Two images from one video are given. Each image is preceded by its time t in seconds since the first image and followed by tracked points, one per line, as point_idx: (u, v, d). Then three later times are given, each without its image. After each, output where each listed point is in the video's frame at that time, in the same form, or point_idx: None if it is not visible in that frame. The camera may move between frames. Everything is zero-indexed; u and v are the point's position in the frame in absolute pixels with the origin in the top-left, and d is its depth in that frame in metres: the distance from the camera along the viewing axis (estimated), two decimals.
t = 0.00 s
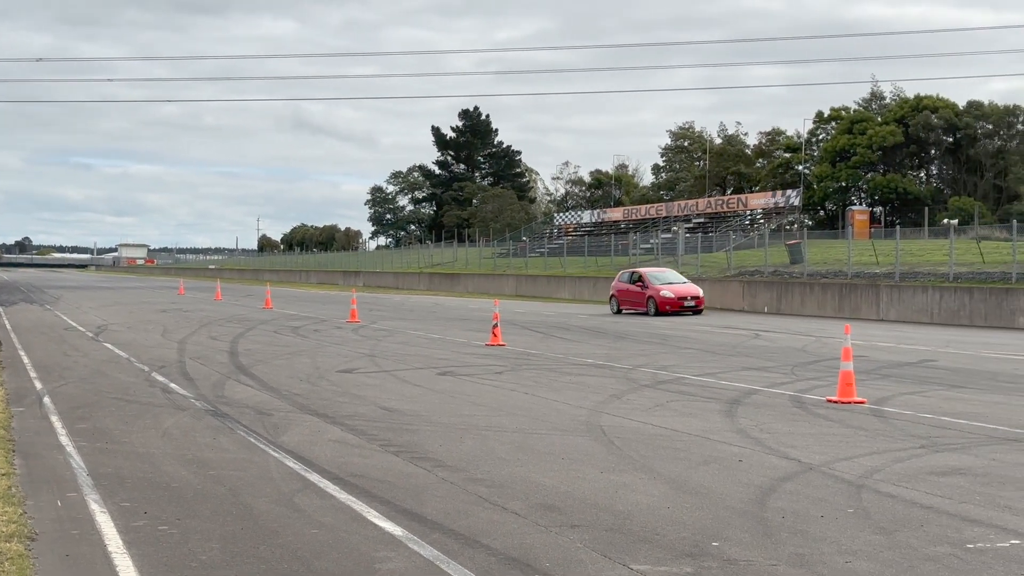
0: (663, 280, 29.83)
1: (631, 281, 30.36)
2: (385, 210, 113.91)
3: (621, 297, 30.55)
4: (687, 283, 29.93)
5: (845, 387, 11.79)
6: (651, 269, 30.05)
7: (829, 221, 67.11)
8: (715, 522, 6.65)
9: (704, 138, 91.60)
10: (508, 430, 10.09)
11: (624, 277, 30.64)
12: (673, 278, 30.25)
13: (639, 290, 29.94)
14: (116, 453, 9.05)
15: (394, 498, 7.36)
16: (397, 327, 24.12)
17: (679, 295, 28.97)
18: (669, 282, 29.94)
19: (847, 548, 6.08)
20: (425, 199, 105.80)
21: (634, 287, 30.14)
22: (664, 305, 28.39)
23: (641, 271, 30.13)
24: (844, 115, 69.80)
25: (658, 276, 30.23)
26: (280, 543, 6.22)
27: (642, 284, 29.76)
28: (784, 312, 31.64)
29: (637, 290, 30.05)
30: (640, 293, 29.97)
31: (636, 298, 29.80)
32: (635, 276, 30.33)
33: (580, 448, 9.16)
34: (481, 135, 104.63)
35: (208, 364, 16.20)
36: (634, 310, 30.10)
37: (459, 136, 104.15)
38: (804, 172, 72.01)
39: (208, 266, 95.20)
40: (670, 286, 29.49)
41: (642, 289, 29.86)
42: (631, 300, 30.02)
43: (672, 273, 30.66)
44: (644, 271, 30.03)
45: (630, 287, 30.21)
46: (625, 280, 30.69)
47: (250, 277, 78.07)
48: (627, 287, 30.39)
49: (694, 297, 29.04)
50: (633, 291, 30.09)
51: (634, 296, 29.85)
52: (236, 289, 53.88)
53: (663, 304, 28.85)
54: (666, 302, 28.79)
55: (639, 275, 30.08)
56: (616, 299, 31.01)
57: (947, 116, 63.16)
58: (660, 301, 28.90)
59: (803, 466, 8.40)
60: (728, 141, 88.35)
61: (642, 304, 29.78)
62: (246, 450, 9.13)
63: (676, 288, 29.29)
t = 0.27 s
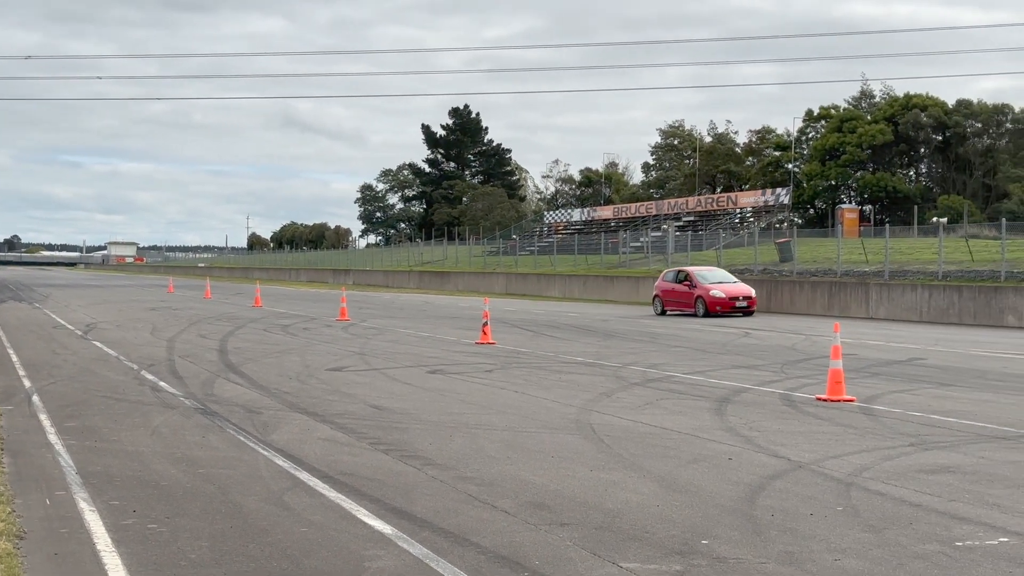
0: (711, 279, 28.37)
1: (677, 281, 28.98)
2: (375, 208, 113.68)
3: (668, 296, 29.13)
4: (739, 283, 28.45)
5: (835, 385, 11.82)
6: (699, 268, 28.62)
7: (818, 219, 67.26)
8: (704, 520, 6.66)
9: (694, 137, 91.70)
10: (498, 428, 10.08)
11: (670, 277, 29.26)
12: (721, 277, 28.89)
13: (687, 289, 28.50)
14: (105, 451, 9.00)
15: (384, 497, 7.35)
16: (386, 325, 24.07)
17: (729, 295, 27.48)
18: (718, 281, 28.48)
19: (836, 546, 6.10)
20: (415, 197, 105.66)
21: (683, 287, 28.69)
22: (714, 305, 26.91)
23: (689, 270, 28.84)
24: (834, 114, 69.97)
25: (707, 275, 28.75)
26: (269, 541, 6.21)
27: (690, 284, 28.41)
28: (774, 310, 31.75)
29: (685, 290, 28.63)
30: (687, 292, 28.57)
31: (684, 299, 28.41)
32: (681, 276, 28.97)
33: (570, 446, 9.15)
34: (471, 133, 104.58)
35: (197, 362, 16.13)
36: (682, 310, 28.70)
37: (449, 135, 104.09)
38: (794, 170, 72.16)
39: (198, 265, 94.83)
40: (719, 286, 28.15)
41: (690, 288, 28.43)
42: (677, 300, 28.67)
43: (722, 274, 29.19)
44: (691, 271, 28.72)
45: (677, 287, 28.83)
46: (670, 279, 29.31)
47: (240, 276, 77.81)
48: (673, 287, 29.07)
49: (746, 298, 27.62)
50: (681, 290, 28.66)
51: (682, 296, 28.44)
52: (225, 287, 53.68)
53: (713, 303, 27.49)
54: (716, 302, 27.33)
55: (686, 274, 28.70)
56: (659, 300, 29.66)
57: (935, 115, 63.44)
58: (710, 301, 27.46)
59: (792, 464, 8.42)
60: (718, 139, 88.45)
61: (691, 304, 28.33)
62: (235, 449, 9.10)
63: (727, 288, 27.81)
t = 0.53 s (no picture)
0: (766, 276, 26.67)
1: (729, 279, 27.43)
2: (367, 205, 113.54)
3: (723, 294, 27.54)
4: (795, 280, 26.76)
5: (826, 382, 11.85)
6: (753, 265, 27.00)
7: (810, 216, 67.42)
8: (696, 517, 6.67)
9: (686, 134, 91.77)
10: (490, 425, 10.07)
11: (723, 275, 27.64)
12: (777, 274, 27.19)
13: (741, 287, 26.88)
14: (96, 448, 8.98)
15: (375, 494, 7.34)
16: (378, 323, 24.05)
17: (786, 295, 25.84)
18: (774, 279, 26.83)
19: (826, 543, 6.12)
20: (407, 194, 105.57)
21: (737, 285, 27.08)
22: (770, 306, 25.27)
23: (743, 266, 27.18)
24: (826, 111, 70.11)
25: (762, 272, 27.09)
26: (260, 539, 6.19)
27: (744, 282, 26.81)
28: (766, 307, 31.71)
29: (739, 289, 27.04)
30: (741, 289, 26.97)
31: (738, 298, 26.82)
32: (734, 273, 27.37)
33: (562, 443, 9.15)
34: (463, 130, 104.56)
35: (189, 359, 16.09)
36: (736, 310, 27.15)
37: (441, 132, 104.04)
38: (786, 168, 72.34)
39: (190, 262, 94.56)
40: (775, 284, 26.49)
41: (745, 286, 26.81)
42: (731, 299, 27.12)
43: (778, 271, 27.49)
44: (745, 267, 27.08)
45: (731, 285, 27.25)
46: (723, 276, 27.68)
47: (232, 273, 77.63)
48: (726, 285, 27.49)
49: (804, 297, 25.98)
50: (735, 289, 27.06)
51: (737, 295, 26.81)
52: (217, 284, 53.54)
53: (768, 303, 25.93)
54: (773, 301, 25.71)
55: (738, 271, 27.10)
56: (711, 297, 28.18)
57: (927, 112, 63.62)
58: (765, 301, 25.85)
59: (783, 461, 8.44)
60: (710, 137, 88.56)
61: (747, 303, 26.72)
62: (226, 446, 9.08)
63: (783, 286, 26.15)
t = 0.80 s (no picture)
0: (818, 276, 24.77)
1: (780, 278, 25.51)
2: (361, 202, 113.43)
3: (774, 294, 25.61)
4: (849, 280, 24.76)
5: (819, 379, 11.88)
6: (806, 263, 25.10)
7: (804, 213, 67.54)
8: (689, 513, 6.68)
9: (680, 131, 91.76)
10: (483, 422, 10.08)
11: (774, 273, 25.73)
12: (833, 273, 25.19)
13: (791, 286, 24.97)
14: (89, 445, 8.95)
15: (369, 490, 7.34)
16: (372, 319, 24.04)
17: (838, 295, 23.89)
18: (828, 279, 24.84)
19: (820, 539, 6.13)
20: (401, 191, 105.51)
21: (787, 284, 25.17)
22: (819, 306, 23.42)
23: (796, 263, 25.27)
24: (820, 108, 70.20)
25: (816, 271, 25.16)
26: (254, 535, 6.19)
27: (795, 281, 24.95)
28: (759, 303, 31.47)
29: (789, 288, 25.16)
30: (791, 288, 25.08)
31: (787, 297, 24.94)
32: (786, 271, 25.48)
33: (556, 440, 9.15)
34: (457, 127, 104.52)
35: (182, 356, 16.06)
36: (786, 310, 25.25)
37: (435, 128, 103.99)
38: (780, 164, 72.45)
39: (184, 258, 94.34)
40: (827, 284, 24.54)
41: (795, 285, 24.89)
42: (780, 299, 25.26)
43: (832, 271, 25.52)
44: (798, 265, 25.16)
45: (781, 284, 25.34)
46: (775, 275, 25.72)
47: (225, 269, 77.49)
48: (778, 283, 25.63)
49: (856, 298, 24.01)
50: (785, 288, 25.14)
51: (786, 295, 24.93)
52: (211, 281, 53.44)
53: (817, 305, 24.04)
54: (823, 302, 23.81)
55: (790, 269, 25.17)
56: (763, 296, 26.43)
57: (920, 109, 63.73)
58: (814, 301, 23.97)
59: (777, 457, 8.45)
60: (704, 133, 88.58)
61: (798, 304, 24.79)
62: (220, 442, 9.06)
63: (835, 286, 24.21)
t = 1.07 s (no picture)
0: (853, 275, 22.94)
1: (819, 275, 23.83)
2: (357, 198, 113.29)
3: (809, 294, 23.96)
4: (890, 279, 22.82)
5: (815, 375, 11.90)
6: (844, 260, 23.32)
7: (801, 210, 67.52)
8: (686, 510, 6.69)
9: (676, 128, 91.70)
10: (480, 418, 10.08)
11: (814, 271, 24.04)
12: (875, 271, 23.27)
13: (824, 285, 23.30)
14: (86, 441, 8.94)
15: (366, 486, 7.34)
16: (368, 315, 24.02)
17: (867, 295, 22.16)
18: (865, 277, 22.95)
19: (816, 535, 6.14)
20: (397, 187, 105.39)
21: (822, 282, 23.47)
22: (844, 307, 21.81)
23: (833, 261, 23.47)
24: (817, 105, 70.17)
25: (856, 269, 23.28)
26: (251, 531, 6.19)
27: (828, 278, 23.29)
28: (756, 300, 31.72)
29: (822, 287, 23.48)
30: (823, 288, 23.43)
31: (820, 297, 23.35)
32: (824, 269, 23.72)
33: (552, 436, 9.15)
34: (454, 124, 104.40)
35: (178, 352, 16.04)
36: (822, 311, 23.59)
37: (432, 125, 103.87)
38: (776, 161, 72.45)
39: (180, 254, 94.18)
40: (860, 283, 22.70)
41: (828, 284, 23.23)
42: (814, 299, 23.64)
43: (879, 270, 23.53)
44: (836, 262, 23.38)
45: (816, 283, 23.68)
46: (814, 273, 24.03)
47: (221, 266, 77.41)
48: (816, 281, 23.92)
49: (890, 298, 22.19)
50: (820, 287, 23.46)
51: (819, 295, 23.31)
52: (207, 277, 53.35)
53: (846, 306, 22.31)
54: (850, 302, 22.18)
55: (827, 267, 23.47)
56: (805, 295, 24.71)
57: (917, 105, 63.69)
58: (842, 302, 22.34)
59: (773, 454, 8.46)
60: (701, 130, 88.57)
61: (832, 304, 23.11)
62: (217, 438, 9.06)
63: (868, 285, 22.44)
